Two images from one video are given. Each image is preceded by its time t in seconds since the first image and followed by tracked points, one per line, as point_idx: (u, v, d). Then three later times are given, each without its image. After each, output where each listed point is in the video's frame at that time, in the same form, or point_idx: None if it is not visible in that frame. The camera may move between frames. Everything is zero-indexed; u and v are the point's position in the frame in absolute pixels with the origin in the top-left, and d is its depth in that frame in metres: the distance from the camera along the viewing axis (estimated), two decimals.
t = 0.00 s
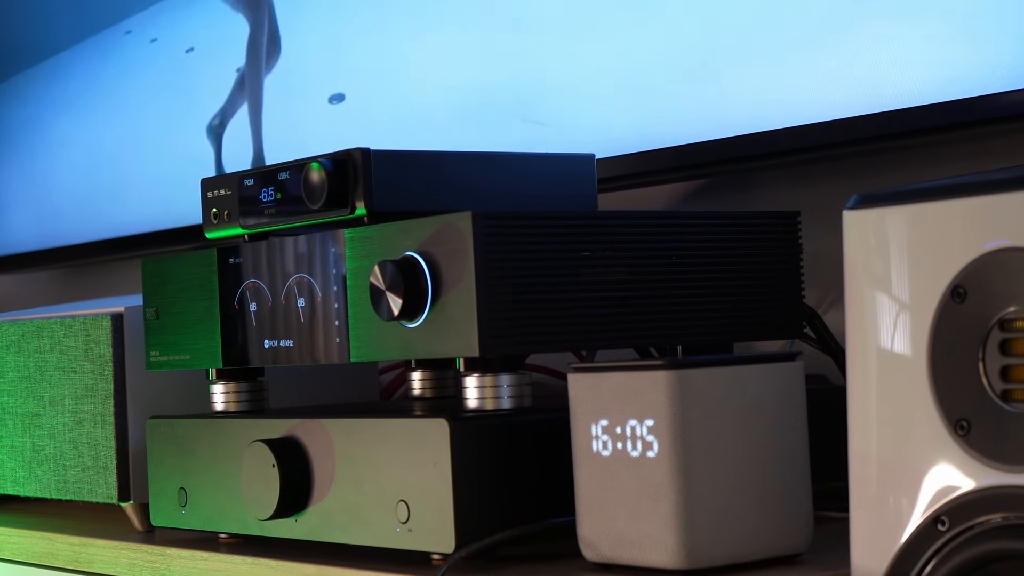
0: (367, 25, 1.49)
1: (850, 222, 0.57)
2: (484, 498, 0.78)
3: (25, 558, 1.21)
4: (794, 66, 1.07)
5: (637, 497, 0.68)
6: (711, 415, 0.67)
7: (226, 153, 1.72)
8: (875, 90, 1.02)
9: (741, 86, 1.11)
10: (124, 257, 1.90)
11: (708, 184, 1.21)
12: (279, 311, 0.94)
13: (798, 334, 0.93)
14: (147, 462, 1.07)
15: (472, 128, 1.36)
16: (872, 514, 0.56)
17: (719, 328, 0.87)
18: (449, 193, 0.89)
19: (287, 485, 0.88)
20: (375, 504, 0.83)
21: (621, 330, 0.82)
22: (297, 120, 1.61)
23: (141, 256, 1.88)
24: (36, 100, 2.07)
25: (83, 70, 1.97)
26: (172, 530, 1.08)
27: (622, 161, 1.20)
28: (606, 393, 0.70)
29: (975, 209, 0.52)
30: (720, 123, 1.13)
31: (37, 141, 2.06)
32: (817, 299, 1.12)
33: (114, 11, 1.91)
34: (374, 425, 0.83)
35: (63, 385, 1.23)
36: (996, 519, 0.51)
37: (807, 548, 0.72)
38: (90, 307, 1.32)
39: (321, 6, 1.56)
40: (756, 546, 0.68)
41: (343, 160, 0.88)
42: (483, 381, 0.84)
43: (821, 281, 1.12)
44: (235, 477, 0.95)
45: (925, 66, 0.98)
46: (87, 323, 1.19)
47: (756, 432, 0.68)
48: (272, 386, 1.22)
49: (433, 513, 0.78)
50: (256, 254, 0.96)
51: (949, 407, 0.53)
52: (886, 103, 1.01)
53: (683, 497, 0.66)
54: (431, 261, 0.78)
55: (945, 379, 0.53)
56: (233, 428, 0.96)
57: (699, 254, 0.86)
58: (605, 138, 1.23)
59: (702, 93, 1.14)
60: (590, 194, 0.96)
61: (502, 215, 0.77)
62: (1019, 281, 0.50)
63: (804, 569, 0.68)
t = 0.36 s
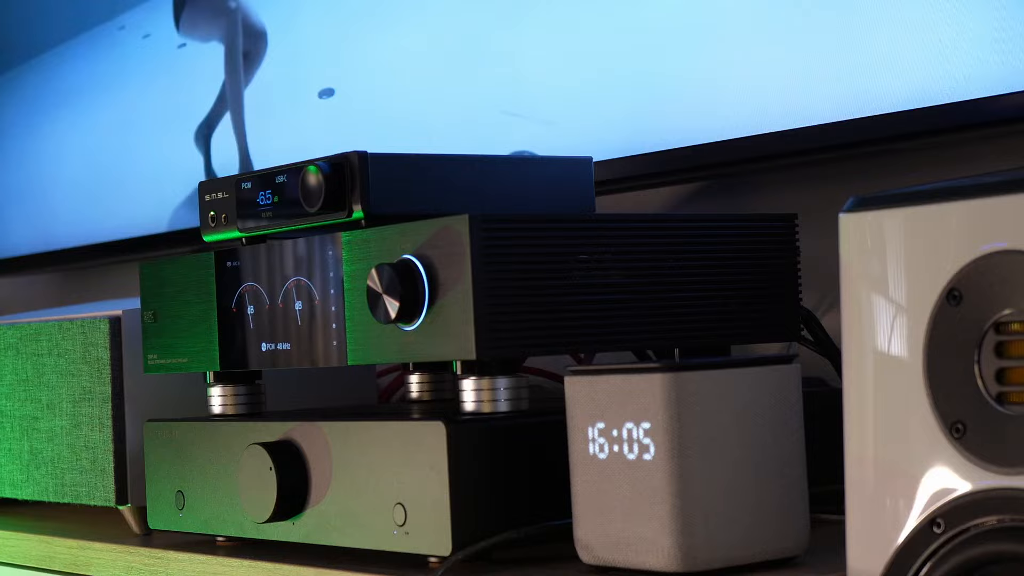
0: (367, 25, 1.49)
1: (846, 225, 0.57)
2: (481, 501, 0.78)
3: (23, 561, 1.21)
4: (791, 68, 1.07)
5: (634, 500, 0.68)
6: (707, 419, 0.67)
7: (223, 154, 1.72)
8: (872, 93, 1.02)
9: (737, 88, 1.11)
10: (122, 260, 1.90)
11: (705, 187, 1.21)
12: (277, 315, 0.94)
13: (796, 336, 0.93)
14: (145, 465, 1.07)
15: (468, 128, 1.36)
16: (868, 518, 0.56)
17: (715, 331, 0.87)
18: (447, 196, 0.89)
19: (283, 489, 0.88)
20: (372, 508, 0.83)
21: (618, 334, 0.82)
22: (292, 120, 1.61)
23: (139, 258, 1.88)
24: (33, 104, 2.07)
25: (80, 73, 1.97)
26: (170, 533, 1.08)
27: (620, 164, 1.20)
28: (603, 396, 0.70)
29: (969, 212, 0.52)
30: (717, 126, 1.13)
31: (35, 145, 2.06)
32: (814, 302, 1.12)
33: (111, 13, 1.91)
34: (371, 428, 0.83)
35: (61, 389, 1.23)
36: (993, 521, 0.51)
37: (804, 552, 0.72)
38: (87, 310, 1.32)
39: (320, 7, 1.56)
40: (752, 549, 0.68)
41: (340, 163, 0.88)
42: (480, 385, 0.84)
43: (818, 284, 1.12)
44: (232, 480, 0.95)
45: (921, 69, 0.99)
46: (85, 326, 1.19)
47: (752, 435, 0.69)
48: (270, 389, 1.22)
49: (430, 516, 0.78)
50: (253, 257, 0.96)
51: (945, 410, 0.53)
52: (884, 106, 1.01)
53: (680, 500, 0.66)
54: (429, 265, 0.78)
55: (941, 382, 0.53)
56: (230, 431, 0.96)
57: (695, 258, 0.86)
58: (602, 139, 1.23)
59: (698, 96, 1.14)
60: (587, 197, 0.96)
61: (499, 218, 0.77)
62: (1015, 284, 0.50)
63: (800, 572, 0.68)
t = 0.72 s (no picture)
0: (367, 24, 1.49)
1: (842, 228, 0.57)
2: (478, 505, 0.78)
3: (21, 565, 1.21)
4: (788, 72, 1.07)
5: (630, 504, 0.68)
6: (704, 422, 0.67)
7: (219, 158, 1.72)
8: (868, 97, 1.02)
9: (734, 92, 1.11)
10: (120, 263, 1.90)
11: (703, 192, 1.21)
12: (275, 318, 0.94)
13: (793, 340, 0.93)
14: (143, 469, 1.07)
15: (466, 132, 1.36)
16: (865, 521, 0.56)
17: (713, 334, 0.87)
18: (444, 200, 0.89)
19: (281, 492, 0.88)
20: (369, 512, 0.83)
21: (615, 338, 0.82)
22: (290, 122, 1.61)
23: (137, 262, 1.88)
24: (30, 108, 2.06)
25: (77, 76, 1.97)
26: (167, 537, 1.08)
27: (617, 168, 1.20)
28: (599, 400, 0.70)
29: (965, 215, 0.52)
30: (715, 129, 1.13)
31: (33, 149, 2.06)
32: (811, 305, 1.12)
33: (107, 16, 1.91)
34: (368, 431, 0.83)
35: (59, 393, 1.23)
36: (986, 525, 0.52)
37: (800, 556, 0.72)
38: (85, 314, 1.32)
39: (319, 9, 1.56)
40: (749, 553, 0.68)
41: (338, 167, 0.88)
42: (477, 388, 0.84)
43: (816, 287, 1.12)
44: (230, 484, 0.95)
45: (917, 73, 0.99)
46: (82, 330, 1.19)
47: (749, 439, 0.69)
48: (268, 393, 1.22)
49: (427, 519, 0.78)
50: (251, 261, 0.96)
51: (941, 414, 0.53)
52: (880, 110, 1.01)
53: (676, 503, 0.66)
54: (425, 268, 0.79)
55: (937, 386, 0.53)
56: (228, 434, 0.96)
57: (693, 261, 0.86)
58: (599, 143, 1.23)
59: (694, 99, 1.14)
60: (584, 200, 0.96)
61: (495, 222, 0.77)
62: (1010, 287, 0.51)
63: None
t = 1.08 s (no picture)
0: (368, 24, 1.49)
1: (837, 232, 0.57)
2: (476, 509, 0.78)
3: (20, 570, 1.21)
4: (785, 76, 1.08)
5: (627, 507, 0.68)
6: (700, 426, 0.67)
7: (219, 161, 1.72)
8: (864, 99, 1.02)
9: (731, 95, 1.12)
10: (119, 267, 1.90)
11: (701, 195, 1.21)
12: (273, 322, 0.94)
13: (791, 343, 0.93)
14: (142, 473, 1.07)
15: (465, 135, 1.36)
16: (860, 524, 0.56)
17: (710, 337, 0.87)
18: (442, 204, 0.89)
19: (279, 496, 0.88)
20: (367, 515, 0.83)
21: (612, 341, 0.82)
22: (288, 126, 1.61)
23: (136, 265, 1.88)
24: (29, 112, 2.06)
25: (76, 80, 1.97)
26: (166, 541, 1.08)
27: (615, 171, 1.20)
28: (596, 403, 0.70)
29: (960, 218, 0.52)
30: (712, 133, 1.13)
31: (32, 152, 2.06)
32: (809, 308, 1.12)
33: (105, 19, 1.91)
34: (366, 435, 0.83)
35: (57, 397, 1.23)
36: (982, 527, 0.52)
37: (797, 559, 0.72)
38: (83, 318, 1.32)
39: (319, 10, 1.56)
40: (746, 556, 0.68)
41: (335, 171, 0.88)
42: (475, 392, 0.84)
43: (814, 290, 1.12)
44: (228, 488, 0.95)
45: (914, 75, 0.99)
46: (81, 334, 1.20)
47: (746, 442, 0.69)
48: (267, 397, 1.22)
49: (425, 523, 0.78)
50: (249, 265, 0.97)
51: (936, 416, 0.53)
52: (877, 113, 1.01)
53: (673, 506, 0.66)
54: (423, 272, 0.79)
55: (933, 389, 0.53)
56: (226, 438, 0.96)
57: (689, 264, 0.86)
58: (597, 146, 1.23)
59: (692, 103, 1.15)
60: (582, 204, 0.96)
61: (491, 225, 0.77)
62: (1005, 290, 0.51)
63: None
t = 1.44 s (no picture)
0: (370, 25, 1.49)
1: (834, 235, 0.57)
2: (474, 513, 0.78)
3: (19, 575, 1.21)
4: (783, 79, 1.08)
5: (626, 511, 0.68)
6: (698, 429, 0.67)
7: (219, 166, 1.72)
8: (861, 103, 1.02)
9: (729, 98, 1.12)
10: (120, 272, 1.90)
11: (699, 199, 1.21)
12: (271, 327, 0.94)
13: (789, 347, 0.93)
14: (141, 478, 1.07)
15: (466, 139, 1.36)
16: (858, 528, 0.56)
17: (709, 341, 0.87)
18: (441, 209, 0.89)
19: (277, 500, 0.88)
20: (365, 520, 0.83)
21: (612, 345, 0.82)
22: (289, 130, 1.61)
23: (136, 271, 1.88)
24: (28, 117, 2.06)
25: (76, 84, 1.97)
26: (165, 547, 1.08)
27: (613, 175, 1.20)
28: (594, 407, 0.70)
29: (957, 222, 0.52)
30: (710, 136, 1.13)
31: (32, 157, 2.05)
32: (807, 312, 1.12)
33: (104, 24, 1.91)
34: (364, 439, 0.83)
35: (57, 402, 1.23)
36: (979, 530, 0.52)
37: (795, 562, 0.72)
38: (83, 323, 1.32)
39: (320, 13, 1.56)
40: (744, 559, 0.68)
41: (333, 175, 0.88)
42: (473, 396, 0.84)
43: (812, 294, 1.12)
44: (227, 492, 0.95)
45: (911, 78, 0.99)
46: (81, 339, 1.20)
47: (744, 445, 0.69)
48: (266, 402, 1.23)
49: (423, 527, 0.78)
50: (248, 270, 0.97)
51: (934, 419, 0.53)
52: (874, 116, 1.01)
53: (671, 510, 0.66)
54: (421, 277, 0.79)
55: (931, 392, 0.53)
56: (225, 442, 0.96)
57: (688, 268, 0.86)
58: (596, 150, 1.23)
59: (691, 106, 1.15)
60: (581, 208, 0.97)
61: (490, 229, 0.77)
62: (1002, 293, 0.51)
63: None
